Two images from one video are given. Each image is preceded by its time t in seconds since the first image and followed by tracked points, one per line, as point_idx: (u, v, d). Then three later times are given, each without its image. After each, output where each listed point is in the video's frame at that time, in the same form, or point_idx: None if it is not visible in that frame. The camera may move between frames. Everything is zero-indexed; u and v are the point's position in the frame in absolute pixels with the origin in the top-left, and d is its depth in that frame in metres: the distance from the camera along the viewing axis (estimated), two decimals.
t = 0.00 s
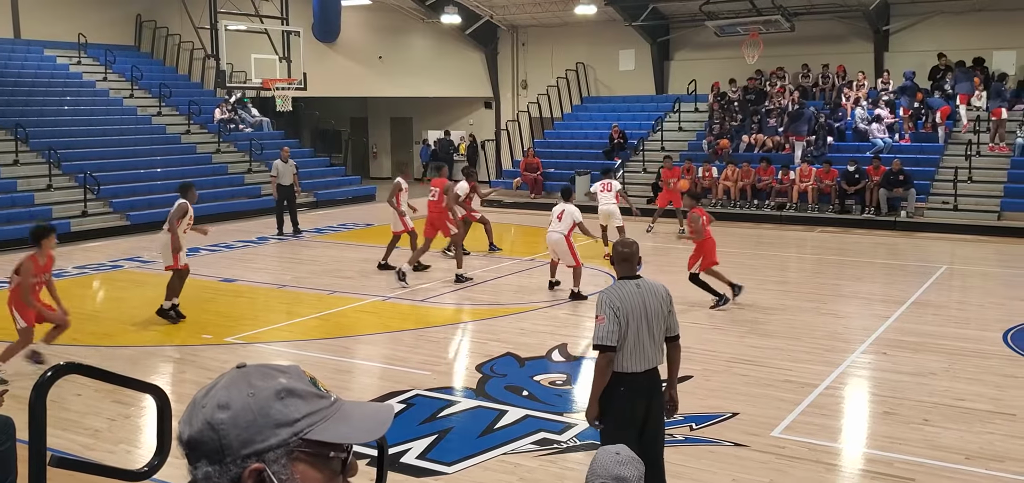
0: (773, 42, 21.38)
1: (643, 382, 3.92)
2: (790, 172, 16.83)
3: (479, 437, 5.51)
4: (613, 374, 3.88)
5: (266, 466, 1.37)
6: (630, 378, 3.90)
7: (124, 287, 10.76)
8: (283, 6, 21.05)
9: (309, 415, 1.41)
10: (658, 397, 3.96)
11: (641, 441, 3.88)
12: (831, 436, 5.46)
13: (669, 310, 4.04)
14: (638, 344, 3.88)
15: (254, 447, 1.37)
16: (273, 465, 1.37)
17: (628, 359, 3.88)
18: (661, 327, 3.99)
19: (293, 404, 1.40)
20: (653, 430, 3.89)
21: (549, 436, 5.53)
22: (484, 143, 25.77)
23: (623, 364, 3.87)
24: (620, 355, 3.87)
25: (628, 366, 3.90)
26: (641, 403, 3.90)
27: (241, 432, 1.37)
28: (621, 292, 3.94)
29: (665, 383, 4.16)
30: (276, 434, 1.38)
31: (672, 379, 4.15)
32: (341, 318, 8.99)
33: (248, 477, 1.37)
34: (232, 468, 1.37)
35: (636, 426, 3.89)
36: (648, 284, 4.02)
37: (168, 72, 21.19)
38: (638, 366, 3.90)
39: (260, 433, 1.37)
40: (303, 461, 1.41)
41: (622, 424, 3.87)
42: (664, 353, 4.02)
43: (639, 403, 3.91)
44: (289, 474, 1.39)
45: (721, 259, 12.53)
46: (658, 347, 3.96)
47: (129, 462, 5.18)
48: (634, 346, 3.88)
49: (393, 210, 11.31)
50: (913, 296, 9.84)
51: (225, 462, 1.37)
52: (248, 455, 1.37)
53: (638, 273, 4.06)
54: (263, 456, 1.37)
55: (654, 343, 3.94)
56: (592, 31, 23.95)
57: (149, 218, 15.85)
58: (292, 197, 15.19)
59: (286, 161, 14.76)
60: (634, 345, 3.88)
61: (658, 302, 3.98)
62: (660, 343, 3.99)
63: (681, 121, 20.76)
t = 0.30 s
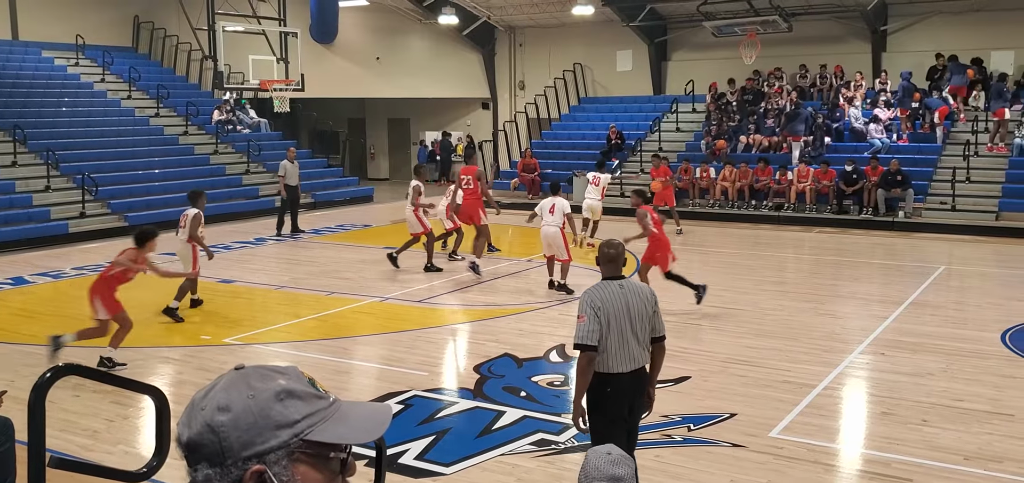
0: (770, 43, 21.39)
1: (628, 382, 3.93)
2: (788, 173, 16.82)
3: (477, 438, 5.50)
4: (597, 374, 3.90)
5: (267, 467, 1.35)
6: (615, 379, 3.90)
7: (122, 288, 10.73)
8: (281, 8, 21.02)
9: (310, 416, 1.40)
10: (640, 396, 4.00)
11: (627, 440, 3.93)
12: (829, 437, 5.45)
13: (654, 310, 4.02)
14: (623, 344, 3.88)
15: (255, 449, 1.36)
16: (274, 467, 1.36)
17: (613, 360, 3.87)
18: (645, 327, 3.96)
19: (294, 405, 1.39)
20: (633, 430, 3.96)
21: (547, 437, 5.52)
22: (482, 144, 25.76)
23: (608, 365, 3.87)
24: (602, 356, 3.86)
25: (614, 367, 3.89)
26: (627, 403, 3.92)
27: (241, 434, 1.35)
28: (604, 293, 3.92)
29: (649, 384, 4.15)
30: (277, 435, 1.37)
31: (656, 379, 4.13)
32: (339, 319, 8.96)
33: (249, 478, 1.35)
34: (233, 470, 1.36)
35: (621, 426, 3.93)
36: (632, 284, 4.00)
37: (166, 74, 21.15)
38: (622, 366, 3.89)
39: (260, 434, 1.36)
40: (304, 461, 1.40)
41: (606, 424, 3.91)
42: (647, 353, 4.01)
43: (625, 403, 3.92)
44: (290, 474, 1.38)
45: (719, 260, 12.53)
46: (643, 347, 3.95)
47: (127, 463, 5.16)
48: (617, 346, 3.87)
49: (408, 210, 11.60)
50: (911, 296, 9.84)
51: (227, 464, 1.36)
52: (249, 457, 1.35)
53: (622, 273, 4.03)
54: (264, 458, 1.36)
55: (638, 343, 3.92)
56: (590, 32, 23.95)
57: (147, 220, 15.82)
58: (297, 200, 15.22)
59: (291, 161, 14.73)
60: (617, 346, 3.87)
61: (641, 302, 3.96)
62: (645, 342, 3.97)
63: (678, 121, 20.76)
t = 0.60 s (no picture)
0: (767, 44, 21.44)
1: (613, 380, 3.94)
2: (785, 173, 16.84)
3: (474, 440, 5.49)
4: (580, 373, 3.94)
5: (294, 469, 1.41)
6: (599, 377, 3.92)
7: (119, 290, 10.71)
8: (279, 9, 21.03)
9: (322, 414, 1.47)
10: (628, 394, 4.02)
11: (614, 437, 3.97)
12: (826, 438, 5.45)
13: (635, 309, 4.00)
14: (603, 343, 3.89)
15: (282, 454, 1.41)
16: (299, 467, 1.43)
17: (595, 359, 3.89)
18: (626, 326, 3.96)
19: (307, 406, 1.46)
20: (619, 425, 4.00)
21: (545, 438, 5.52)
22: (479, 144, 25.78)
23: (587, 364, 3.90)
24: (579, 355, 3.90)
25: (596, 365, 3.90)
26: (615, 400, 3.95)
27: (269, 441, 1.40)
28: (580, 294, 3.97)
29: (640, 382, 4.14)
30: (300, 437, 1.44)
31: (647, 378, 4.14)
32: (336, 321, 8.96)
33: None
34: (262, 476, 1.40)
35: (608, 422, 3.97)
36: (612, 284, 4.02)
37: (162, 75, 21.14)
38: (605, 364, 3.90)
39: (287, 439, 1.42)
40: (319, 458, 1.47)
41: (591, 421, 3.96)
42: (631, 351, 4.01)
43: (611, 400, 3.95)
44: (310, 472, 1.45)
45: (716, 261, 12.55)
46: (626, 345, 3.95)
47: (124, 465, 5.15)
48: (596, 345, 3.89)
49: (411, 206, 11.83)
50: (909, 297, 9.85)
51: (257, 472, 1.40)
52: (277, 462, 1.41)
53: (602, 274, 4.07)
54: (291, 460, 1.42)
55: (620, 341, 3.92)
56: (587, 33, 23.97)
57: (144, 221, 15.80)
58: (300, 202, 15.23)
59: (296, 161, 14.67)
60: (597, 344, 3.89)
61: (621, 302, 3.95)
62: (627, 341, 3.96)
63: (675, 122, 20.78)
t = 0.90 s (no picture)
0: (764, 44, 21.46)
1: (587, 365, 4.00)
2: (783, 174, 16.84)
3: (473, 440, 5.49)
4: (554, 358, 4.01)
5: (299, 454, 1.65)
6: (574, 361, 3.99)
7: (117, 291, 10.70)
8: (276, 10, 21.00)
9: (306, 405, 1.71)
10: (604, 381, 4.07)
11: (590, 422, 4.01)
12: (824, 438, 5.45)
13: (610, 298, 4.10)
14: (576, 326, 3.99)
15: (293, 444, 1.63)
16: (300, 453, 1.67)
17: (569, 343, 3.98)
18: (600, 314, 4.05)
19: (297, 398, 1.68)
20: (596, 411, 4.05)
21: (543, 438, 5.52)
22: (477, 145, 25.78)
23: (562, 346, 3.99)
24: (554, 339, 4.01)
25: (570, 349, 3.98)
26: (589, 386, 4.02)
27: (285, 434, 1.61)
28: (558, 281, 4.10)
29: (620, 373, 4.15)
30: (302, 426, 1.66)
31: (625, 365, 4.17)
32: (334, 321, 8.95)
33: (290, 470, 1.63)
34: (280, 467, 1.61)
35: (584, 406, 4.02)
36: (589, 275, 4.14)
37: (160, 75, 21.09)
38: (578, 349, 3.98)
39: (295, 429, 1.63)
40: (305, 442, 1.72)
41: (566, 405, 4.00)
42: (606, 339, 4.07)
43: (586, 386, 4.01)
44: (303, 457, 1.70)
45: (714, 261, 12.56)
46: (600, 330, 4.03)
47: (122, 466, 5.15)
48: (570, 330, 3.99)
49: (416, 209, 12.02)
50: (906, 297, 9.85)
51: (277, 464, 1.61)
52: (290, 451, 1.62)
53: (581, 266, 4.20)
54: (298, 448, 1.64)
55: (594, 329, 4.01)
56: (585, 34, 23.96)
57: (142, 222, 15.76)
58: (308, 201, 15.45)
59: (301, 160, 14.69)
60: (570, 328, 3.99)
61: (596, 292, 4.05)
62: (602, 329, 4.05)
63: (674, 122, 20.78)
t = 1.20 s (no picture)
0: (762, 45, 21.48)
1: (567, 354, 4.10)
2: (781, 174, 16.86)
3: (471, 441, 5.49)
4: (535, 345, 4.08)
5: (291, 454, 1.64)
6: (555, 350, 4.07)
7: (115, 291, 10.70)
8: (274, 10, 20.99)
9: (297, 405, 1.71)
10: (580, 377, 4.15)
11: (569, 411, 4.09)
12: (823, 438, 5.46)
13: (586, 290, 4.26)
14: (557, 315, 4.10)
15: (285, 444, 1.63)
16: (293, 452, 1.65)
17: (552, 331, 4.07)
18: (579, 303, 4.20)
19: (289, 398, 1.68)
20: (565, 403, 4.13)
21: (541, 439, 5.52)
22: (474, 146, 25.79)
23: (544, 334, 4.07)
24: (536, 328, 4.09)
25: (551, 337, 4.07)
26: (566, 377, 4.08)
27: (279, 433, 1.61)
28: (538, 272, 4.21)
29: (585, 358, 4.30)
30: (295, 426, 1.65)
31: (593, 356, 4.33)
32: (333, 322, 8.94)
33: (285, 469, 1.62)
34: (275, 465, 1.61)
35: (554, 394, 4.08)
36: (567, 267, 4.28)
37: (157, 76, 21.09)
38: (560, 337, 4.08)
39: (288, 430, 1.63)
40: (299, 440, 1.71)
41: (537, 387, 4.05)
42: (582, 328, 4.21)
43: (563, 376, 4.09)
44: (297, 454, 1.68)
45: (712, 262, 12.56)
46: (577, 320, 4.16)
47: (120, 467, 5.15)
48: (554, 318, 4.08)
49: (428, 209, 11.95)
50: (904, 298, 9.86)
51: (272, 463, 1.60)
52: (283, 451, 1.62)
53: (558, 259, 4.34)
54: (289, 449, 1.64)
55: (575, 317, 4.14)
56: (583, 34, 23.97)
57: (140, 223, 15.74)
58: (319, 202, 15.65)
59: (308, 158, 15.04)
60: (552, 316, 4.09)
61: (574, 282, 4.21)
62: (581, 319, 4.19)
63: (672, 123, 20.81)
